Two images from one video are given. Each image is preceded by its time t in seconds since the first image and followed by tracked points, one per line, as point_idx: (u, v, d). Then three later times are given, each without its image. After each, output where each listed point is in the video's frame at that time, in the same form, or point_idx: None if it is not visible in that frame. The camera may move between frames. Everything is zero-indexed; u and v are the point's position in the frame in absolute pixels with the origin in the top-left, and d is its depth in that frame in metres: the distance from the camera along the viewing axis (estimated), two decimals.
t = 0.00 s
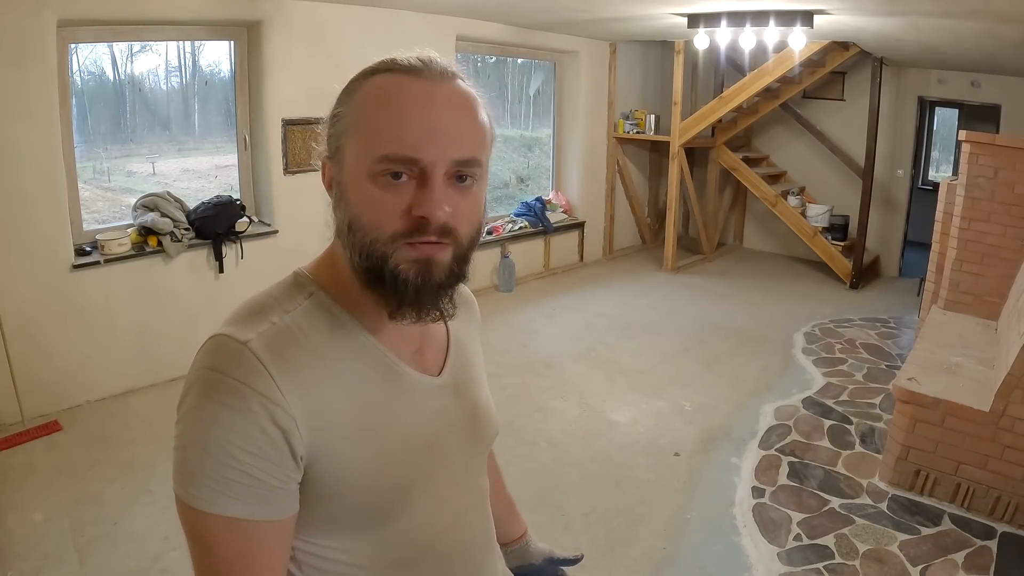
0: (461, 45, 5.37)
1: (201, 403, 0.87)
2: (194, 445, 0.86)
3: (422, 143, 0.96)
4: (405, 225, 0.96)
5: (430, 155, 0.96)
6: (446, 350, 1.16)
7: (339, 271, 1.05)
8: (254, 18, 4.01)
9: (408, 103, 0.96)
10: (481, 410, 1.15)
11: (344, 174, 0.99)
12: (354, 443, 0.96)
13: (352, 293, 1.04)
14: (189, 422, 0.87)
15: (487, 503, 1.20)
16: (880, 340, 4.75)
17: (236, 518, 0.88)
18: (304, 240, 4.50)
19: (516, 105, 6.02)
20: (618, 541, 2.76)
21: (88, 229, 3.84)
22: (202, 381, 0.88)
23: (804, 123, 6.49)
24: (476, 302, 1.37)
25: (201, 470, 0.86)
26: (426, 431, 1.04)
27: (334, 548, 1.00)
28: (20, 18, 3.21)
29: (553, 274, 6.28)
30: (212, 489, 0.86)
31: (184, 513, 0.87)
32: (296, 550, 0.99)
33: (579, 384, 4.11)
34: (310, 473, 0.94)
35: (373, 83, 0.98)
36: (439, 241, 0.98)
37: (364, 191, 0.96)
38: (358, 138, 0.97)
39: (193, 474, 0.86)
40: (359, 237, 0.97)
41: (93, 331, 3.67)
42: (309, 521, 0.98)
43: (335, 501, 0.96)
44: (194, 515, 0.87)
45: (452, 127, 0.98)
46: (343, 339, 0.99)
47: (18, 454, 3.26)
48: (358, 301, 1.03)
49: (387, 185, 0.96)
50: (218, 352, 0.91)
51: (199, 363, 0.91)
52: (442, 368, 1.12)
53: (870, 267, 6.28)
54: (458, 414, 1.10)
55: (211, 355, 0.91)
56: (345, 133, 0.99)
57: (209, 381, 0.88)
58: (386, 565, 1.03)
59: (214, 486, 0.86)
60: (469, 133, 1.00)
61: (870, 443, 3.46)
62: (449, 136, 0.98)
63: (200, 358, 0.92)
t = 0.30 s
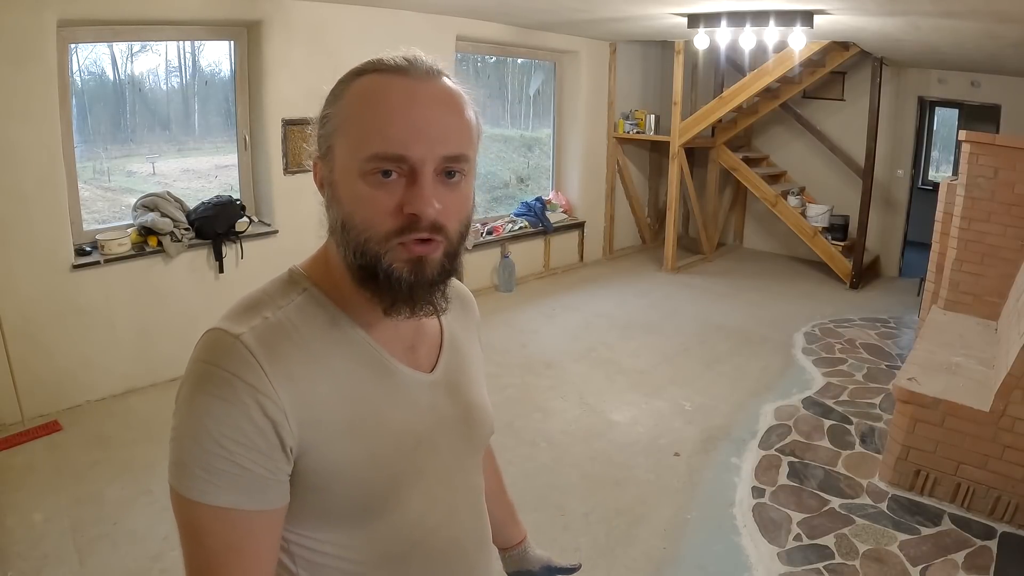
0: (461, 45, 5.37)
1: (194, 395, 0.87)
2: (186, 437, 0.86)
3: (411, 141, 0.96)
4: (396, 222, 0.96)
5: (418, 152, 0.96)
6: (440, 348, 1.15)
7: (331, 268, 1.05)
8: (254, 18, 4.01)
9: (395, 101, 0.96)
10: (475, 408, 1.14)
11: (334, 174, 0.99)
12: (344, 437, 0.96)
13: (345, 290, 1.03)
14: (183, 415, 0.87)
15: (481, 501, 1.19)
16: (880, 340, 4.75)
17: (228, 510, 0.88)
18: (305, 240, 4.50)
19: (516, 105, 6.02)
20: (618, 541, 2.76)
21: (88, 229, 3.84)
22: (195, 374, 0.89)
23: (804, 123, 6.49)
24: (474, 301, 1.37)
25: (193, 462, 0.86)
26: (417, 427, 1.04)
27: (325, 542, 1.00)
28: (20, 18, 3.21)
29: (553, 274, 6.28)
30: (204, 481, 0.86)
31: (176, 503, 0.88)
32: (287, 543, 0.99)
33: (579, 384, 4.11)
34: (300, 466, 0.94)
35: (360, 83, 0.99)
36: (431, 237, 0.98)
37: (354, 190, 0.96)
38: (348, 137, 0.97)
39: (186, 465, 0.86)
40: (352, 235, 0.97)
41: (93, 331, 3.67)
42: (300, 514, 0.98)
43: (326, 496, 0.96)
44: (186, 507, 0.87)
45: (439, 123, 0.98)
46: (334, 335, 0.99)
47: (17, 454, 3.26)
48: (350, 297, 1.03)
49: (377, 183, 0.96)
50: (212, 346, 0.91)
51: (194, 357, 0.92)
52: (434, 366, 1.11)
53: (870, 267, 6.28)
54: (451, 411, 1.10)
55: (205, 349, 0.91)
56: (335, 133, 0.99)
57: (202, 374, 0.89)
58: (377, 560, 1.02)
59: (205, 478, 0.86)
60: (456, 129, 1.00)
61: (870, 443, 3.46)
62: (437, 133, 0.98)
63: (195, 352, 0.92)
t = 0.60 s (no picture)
0: (461, 45, 5.37)
1: (195, 388, 0.88)
2: (190, 430, 0.87)
3: (433, 132, 0.99)
4: (424, 207, 0.99)
5: (440, 142, 1.00)
6: (428, 332, 1.16)
7: (323, 261, 1.05)
8: (254, 18, 4.01)
9: (414, 95, 0.98)
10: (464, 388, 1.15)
11: (353, 168, 0.98)
12: (342, 420, 0.96)
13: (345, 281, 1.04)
14: (185, 408, 0.88)
15: (476, 478, 1.20)
16: (880, 340, 4.75)
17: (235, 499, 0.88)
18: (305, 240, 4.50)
19: (516, 105, 6.02)
20: (618, 541, 2.75)
21: (88, 229, 3.84)
22: (196, 369, 0.89)
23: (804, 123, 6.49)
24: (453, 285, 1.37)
25: (198, 453, 0.86)
26: (413, 409, 1.04)
27: (329, 528, 0.99)
28: (20, 19, 3.21)
29: (553, 274, 6.28)
30: (208, 470, 0.86)
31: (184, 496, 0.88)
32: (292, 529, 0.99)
33: (579, 384, 4.11)
34: (301, 452, 0.94)
35: (369, 80, 0.99)
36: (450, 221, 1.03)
37: (383, 181, 0.97)
38: (370, 133, 0.97)
39: (192, 457, 0.87)
40: (381, 226, 0.98)
41: (93, 330, 3.68)
42: (303, 500, 0.97)
43: (325, 481, 0.96)
44: (193, 497, 0.88)
45: (451, 113, 1.02)
46: (328, 323, 0.99)
47: (18, 454, 3.26)
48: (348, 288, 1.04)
49: (406, 173, 0.98)
50: (211, 342, 0.92)
51: (194, 353, 0.92)
52: (424, 348, 1.12)
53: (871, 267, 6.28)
54: (442, 394, 1.10)
55: (204, 345, 0.92)
56: (350, 127, 0.98)
57: (202, 367, 0.89)
58: (381, 543, 1.02)
59: (210, 468, 0.86)
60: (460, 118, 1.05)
61: (870, 443, 3.46)
62: (450, 123, 1.02)
63: (195, 348, 0.93)
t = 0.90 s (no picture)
0: (461, 45, 5.37)
1: (203, 398, 0.87)
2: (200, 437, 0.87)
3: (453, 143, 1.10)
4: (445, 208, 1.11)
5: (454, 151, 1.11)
6: (403, 314, 1.19)
7: (317, 259, 1.05)
8: (254, 18, 4.01)
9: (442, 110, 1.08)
10: (443, 362, 1.18)
11: (406, 177, 1.02)
12: (344, 404, 0.97)
13: (344, 276, 1.05)
14: (192, 415, 0.87)
15: (463, 446, 1.23)
16: (880, 340, 4.75)
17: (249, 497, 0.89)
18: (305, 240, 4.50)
19: (516, 105, 6.02)
20: (618, 541, 2.76)
21: (88, 229, 3.84)
22: (201, 375, 0.88)
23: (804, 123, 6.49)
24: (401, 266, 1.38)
25: (209, 458, 0.87)
26: (408, 392, 1.05)
27: (337, 513, 1.01)
28: (21, 19, 3.21)
29: (553, 274, 6.28)
30: (222, 475, 0.87)
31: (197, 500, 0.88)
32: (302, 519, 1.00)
33: (579, 384, 4.11)
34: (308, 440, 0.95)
35: (414, 94, 1.03)
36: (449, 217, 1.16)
37: (432, 189, 1.06)
38: (426, 147, 1.04)
39: (204, 462, 0.87)
40: (428, 228, 1.07)
41: (93, 330, 3.68)
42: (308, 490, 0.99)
43: (328, 466, 0.98)
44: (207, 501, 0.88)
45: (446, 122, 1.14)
46: (326, 316, 0.99)
47: (19, 454, 3.26)
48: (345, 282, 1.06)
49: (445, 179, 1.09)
50: (214, 347, 0.91)
51: (196, 361, 0.91)
52: (403, 328, 1.14)
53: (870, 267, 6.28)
54: (429, 370, 1.12)
55: (208, 352, 0.91)
56: (404, 138, 1.01)
57: (207, 373, 0.89)
58: (390, 521, 1.04)
59: (223, 470, 0.87)
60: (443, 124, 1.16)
61: (870, 443, 3.46)
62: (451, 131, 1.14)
63: (197, 356, 0.91)
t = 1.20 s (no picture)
0: (461, 45, 5.37)
1: (220, 386, 0.89)
2: (215, 427, 0.88)
3: (402, 135, 1.06)
4: (399, 201, 1.07)
5: (408, 142, 1.07)
6: (386, 307, 1.22)
7: (296, 255, 1.08)
8: (254, 18, 4.01)
9: (382, 102, 1.04)
10: (427, 348, 1.22)
11: (334, 171, 1.02)
12: (352, 387, 1.00)
13: (313, 265, 1.08)
14: (208, 405, 0.88)
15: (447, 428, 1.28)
16: (880, 340, 4.75)
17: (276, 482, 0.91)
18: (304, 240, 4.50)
19: (516, 105, 6.01)
20: (618, 541, 2.75)
21: (88, 229, 3.84)
22: (215, 367, 0.90)
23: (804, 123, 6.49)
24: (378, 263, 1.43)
25: (232, 444, 0.87)
26: (403, 375, 1.10)
27: (344, 497, 1.04)
28: (21, 19, 3.21)
29: (553, 274, 6.28)
30: (249, 459, 0.88)
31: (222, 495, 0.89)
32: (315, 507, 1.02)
33: (579, 384, 4.11)
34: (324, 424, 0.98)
35: (339, 90, 1.03)
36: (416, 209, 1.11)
37: (362, 181, 1.03)
38: (353, 141, 1.02)
39: (227, 452, 0.88)
40: (366, 221, 1.04)
41: (93, 330, 3.68)
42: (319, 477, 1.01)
43: (337, 450, 1.01)
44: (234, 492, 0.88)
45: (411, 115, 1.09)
46: (321, 306, 1.03)
47: (19, 454, 3.26)
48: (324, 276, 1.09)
49: (382, 170, 1.04)
50: (222, 340, 0.93)
51: (204, 353, 0.93)
52: (387, 318, 1.19)
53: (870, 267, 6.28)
54: (416, 356, 1.16)
55: (215, 344, 0.93)
56: (326, 134, 1.02)
57: (220, 363, 0.90)
58: (389, 502, 1.09)
59: (248, 456, 0.88)
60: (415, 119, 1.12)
61: (870, 443, 3.46)
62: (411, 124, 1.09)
63: (203, 349, 0.93)
